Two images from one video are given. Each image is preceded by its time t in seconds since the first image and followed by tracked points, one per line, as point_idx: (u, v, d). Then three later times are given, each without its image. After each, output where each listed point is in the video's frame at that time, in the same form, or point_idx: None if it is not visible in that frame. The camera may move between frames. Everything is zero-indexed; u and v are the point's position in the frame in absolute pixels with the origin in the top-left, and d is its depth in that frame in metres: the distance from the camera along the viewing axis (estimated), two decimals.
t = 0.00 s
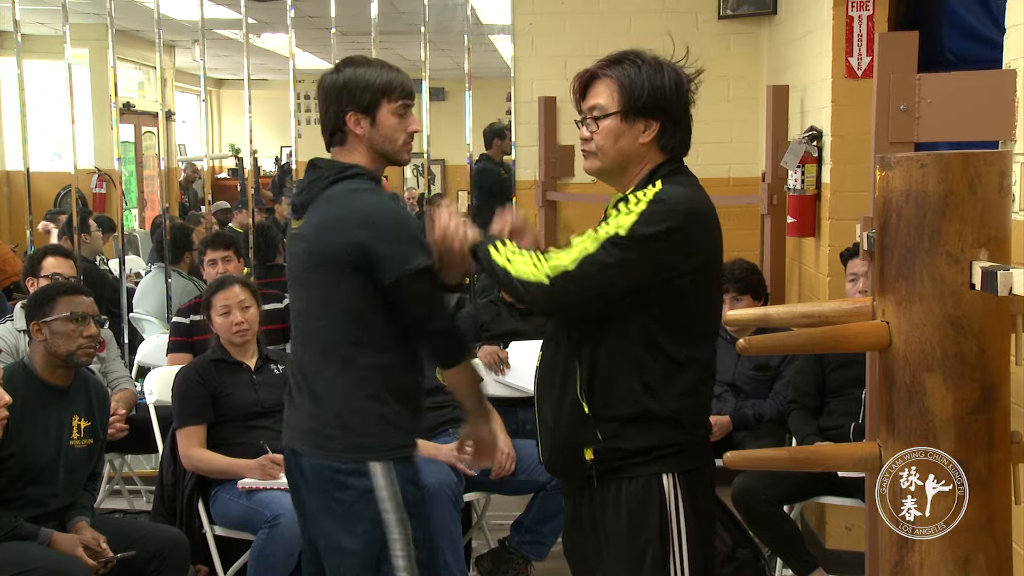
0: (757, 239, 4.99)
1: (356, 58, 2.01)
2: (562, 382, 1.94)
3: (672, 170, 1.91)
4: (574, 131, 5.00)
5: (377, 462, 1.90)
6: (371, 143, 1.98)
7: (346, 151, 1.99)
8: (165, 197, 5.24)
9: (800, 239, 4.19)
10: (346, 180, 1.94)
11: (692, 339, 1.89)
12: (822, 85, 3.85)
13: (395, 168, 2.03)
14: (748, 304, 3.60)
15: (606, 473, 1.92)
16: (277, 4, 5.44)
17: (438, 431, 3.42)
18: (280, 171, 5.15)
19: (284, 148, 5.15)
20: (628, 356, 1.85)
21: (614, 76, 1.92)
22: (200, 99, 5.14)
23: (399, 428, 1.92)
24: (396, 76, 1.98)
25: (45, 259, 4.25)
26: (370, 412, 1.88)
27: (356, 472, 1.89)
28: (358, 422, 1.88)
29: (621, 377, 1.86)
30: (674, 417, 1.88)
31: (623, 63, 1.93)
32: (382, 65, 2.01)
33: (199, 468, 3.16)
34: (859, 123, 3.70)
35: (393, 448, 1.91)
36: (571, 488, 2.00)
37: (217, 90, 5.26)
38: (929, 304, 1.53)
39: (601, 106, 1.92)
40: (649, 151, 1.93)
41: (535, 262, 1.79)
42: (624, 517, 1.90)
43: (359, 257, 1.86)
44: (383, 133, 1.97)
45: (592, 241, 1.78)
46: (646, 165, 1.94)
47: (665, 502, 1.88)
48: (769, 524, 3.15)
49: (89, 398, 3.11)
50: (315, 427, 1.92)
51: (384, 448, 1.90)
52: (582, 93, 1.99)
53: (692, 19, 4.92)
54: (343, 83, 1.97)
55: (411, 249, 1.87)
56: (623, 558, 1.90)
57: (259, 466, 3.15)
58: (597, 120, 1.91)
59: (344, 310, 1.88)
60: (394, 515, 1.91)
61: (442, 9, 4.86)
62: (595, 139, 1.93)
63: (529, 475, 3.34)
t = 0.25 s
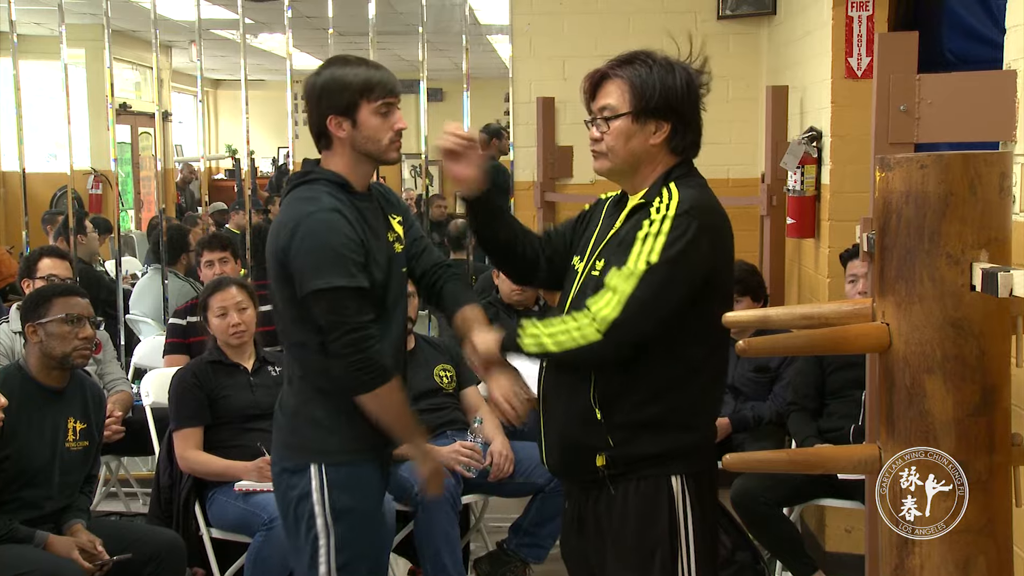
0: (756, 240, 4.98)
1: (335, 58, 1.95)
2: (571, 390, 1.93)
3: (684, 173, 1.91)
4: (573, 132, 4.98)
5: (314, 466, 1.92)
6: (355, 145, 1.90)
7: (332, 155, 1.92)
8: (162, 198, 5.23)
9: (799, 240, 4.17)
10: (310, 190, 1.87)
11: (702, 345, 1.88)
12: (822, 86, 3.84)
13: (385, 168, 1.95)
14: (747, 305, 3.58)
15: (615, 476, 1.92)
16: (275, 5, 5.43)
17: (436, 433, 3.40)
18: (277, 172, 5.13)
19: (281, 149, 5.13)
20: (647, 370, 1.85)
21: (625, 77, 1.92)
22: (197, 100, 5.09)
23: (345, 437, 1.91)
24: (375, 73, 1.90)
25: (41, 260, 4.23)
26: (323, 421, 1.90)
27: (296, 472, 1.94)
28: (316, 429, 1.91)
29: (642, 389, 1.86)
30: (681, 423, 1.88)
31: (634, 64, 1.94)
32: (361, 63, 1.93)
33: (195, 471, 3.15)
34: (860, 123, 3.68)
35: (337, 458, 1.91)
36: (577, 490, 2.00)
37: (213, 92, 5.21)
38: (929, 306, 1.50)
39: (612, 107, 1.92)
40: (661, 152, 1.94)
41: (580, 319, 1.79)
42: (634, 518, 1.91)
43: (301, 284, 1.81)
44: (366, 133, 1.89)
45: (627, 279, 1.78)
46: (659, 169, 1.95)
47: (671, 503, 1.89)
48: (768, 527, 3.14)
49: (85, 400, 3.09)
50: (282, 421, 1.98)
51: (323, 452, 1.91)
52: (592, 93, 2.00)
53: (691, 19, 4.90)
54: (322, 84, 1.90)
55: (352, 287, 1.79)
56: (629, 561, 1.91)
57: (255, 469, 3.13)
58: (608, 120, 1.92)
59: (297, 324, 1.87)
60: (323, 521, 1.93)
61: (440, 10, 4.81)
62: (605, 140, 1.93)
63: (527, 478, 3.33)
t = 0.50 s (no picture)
0: (756, 241, 4.97)
1: (328, 57, 1.93)
2: (574, 394, 1.92)
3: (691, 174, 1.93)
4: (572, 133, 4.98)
5: (320, 472, 1.92)
6: (358, 145, 1.90)
7: (335, 158, 1.91)
8: (161, 200, 5.23)
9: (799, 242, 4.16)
10: (310, 193, 1.88)
11: (712, 347, 1.89)
12: (822, 87, 3.83)
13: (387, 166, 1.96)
14: (747, 307, 3.58)
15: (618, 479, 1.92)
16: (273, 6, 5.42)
17: (434, 435, 3.40)
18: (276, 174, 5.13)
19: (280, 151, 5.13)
20: (662, 375, 1.85)
21: (634, 78, 1.92)
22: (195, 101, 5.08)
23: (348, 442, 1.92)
24: (371, 68, 1.89)
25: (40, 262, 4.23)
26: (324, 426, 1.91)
27: (301, 477, 1.94)
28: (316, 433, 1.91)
29: (655, 396, 1.86)
30: (688, 427, 1.89)
31: (643, 65, 1.93)
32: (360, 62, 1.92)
33: (194, 473, 3.15)
34: (860, 124, 3.68)
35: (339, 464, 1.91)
36: (579, 493, 1.99)
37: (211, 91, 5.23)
38: (930, 307, 1.47)
39: (620, 107, 1.92)
40: (670, 153, 1.94)
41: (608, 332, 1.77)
42: (636, 521, 1.91)
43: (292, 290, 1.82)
44: (369, 131, 1.89)
45: (654, 289, 1.76)
46: (666, 171, 1.96)
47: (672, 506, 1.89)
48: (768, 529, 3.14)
49: (85, 402, 3.09)
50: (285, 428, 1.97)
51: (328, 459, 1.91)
52: (599, 94, 1.99)
53: (691, 20, 4.90)
54: (317, 88, 1.89)
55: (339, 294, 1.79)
56: (631, 563, 1.91)
57: (254, 470, 3.13)
58: (616, 121, 1.91)
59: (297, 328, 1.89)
60: (327, 527, 1.93)
61: (439, 11, 4.80)
62: (613, 141, 1.93)
63: (526, 479, 3.32)
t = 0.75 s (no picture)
0: (756, 243, 4.98)
1: (329, 60, 1.94)
2: (574, 396, 1.92)
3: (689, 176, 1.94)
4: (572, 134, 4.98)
5: (330, 476, 1.98)
6: (364, 146, 1.91)
7: (339, 159, 1.92)
8: (161, 201, 5.23)
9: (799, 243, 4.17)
10: (303, 197, 1.90)
11: (714, 347, 1.89)
12: (822, 88, 3.83)
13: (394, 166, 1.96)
14: (747, 308, 3.58)
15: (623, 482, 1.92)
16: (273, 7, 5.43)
17: (435, 436, 3.40)
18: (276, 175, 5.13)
19: (280, 152, 5.13)
20: (667, 376, 1.85)
21: (633, 79, 1.92)
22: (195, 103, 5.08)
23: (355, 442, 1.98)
24: (372, 69, 1.91)
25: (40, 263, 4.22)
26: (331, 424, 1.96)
27: (310, 480, 2.00)
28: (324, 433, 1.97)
29: (658, 398, 1.86)
30: (690, 428, 1.89)
31: (642, 66, 1.94)
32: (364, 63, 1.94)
33: (194, 474, 3.15)
34: (860, 126, 3.68)
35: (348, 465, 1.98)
36: (583, 496, 1.99)
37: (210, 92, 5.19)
38: (930, 309, 1.44)
39: (620, 108, 1.92)
40: (668, 154, 1.95)
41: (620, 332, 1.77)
42: (640, 523, 1.91)
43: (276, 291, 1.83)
44: (374, 132, 1.90)
45: (665, 289, 1.76)
46: (664, 173, 1.96)
47: (678, 507, 1.89)
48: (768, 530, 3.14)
49: (85, 403, 3.09)
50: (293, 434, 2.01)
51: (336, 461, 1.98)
52: (597, 96, 1.99)
53: (691, 21, 4.90)
54: (320, 91, 1.90)
55: (312, 292, 1.77)
56: (635, 563, 1.92)
57: (254, 472, 3.14)
58: (616, 122, 1.91)
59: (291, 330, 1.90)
60: (338, 528, 2.00)
61: (439, 12, 4.81)
62: (613, 142, 1.92)
63: (526, 481, 3.33)
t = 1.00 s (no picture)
0: (756, 244, 4.98)
1: (327, 62, 1.99)
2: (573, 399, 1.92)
3: (683, 176, 1.93)
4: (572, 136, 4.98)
5: (330, 479, 1.99)
6: (358, 149, 1.95)
7: (336, 162, 1.96)
8: (161, 203, 5.23)
9: (799, 244, 4.16)
10: (297, 199, 1.95)
11: (712, 348, 1.89)
12: (822, 90, 3.83)
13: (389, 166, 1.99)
14: (747, 310, 3.58)
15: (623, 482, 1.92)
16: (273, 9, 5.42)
17: (434, 438, 3.41)
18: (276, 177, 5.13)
19: (280, 154, 5.13)
20: (665, 375, 1.86)
21: (630, 80, 1.93)
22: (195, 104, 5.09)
23: (349, 446, 1.98)
24: (369, 72, 1.94)
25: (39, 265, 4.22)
26: (322, 428, 1.98)
27: (310, 482, 2.01)
28: (317, 436, 1.99)
29: (658, 399, 1.86)
30: (690, 430, 1.90)
31: (638, 66, 1.94)
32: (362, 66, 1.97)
33: (194, 475, 3.15)
34: (860, 127, 3.68)
35: (342, 469, 1.98)
36: (582, 496, 1.99)
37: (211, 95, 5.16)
38: (929, 310, 1.44)
39: (616, 109, 1.92)
40: (664, 155, 1.95)
41: (600, 323, 1.78)
42: (639, 522, 1.91)
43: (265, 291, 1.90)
44: (369, 135, 1.94)
45: (644, 281, 1.76)
46: (659, 173, 1.96)
47: (676, 507, 1.89)
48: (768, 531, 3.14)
49: (85, 405, 3.09)
50: (297, 435, 2.02)
51: (332, 464, 1.98)
52: (593, 96, 2.00)
53: (691, 22, 4.90)
54: (316, 93, 1.94)
55: (293, 294, 1.83)
56: (634, 563, 1.92)
57: (254, 474, 3.15)
58: (613, 123, 1.91)
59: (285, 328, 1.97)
60: (337, 530, 2.01)
61: (439, 14, 4.85)
62: (610, 142, 1.93)
63: (526, 483, 3.33)
